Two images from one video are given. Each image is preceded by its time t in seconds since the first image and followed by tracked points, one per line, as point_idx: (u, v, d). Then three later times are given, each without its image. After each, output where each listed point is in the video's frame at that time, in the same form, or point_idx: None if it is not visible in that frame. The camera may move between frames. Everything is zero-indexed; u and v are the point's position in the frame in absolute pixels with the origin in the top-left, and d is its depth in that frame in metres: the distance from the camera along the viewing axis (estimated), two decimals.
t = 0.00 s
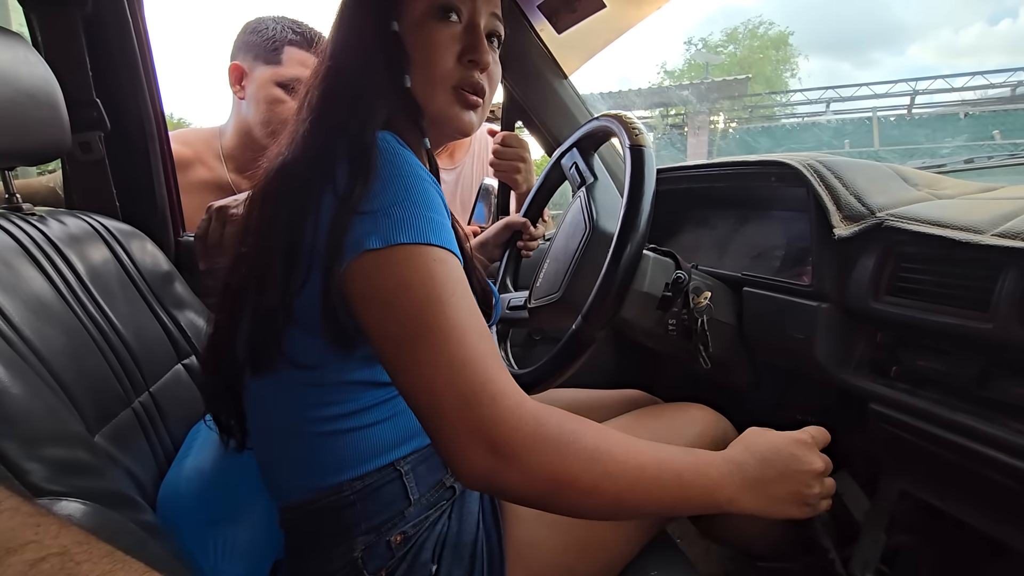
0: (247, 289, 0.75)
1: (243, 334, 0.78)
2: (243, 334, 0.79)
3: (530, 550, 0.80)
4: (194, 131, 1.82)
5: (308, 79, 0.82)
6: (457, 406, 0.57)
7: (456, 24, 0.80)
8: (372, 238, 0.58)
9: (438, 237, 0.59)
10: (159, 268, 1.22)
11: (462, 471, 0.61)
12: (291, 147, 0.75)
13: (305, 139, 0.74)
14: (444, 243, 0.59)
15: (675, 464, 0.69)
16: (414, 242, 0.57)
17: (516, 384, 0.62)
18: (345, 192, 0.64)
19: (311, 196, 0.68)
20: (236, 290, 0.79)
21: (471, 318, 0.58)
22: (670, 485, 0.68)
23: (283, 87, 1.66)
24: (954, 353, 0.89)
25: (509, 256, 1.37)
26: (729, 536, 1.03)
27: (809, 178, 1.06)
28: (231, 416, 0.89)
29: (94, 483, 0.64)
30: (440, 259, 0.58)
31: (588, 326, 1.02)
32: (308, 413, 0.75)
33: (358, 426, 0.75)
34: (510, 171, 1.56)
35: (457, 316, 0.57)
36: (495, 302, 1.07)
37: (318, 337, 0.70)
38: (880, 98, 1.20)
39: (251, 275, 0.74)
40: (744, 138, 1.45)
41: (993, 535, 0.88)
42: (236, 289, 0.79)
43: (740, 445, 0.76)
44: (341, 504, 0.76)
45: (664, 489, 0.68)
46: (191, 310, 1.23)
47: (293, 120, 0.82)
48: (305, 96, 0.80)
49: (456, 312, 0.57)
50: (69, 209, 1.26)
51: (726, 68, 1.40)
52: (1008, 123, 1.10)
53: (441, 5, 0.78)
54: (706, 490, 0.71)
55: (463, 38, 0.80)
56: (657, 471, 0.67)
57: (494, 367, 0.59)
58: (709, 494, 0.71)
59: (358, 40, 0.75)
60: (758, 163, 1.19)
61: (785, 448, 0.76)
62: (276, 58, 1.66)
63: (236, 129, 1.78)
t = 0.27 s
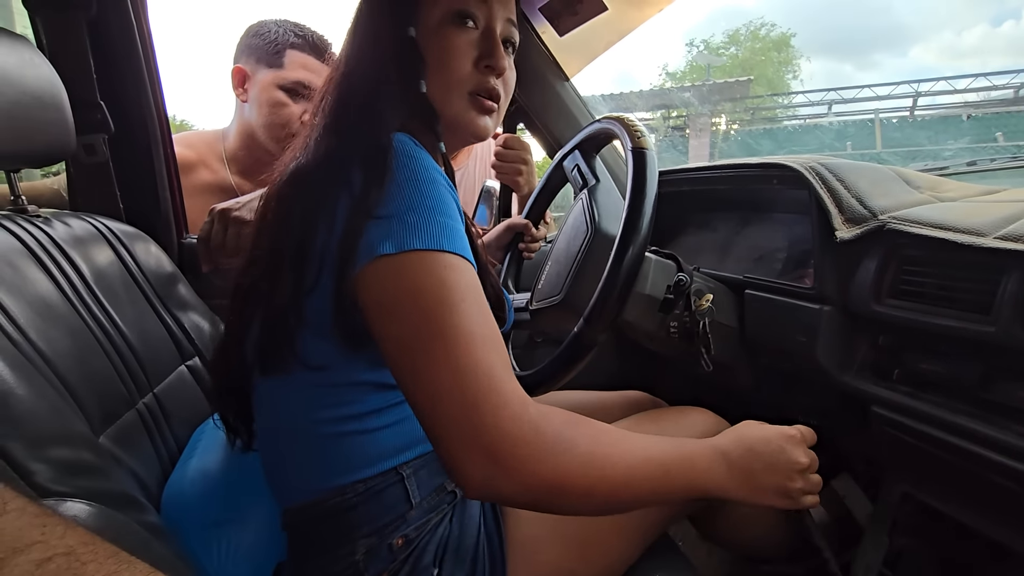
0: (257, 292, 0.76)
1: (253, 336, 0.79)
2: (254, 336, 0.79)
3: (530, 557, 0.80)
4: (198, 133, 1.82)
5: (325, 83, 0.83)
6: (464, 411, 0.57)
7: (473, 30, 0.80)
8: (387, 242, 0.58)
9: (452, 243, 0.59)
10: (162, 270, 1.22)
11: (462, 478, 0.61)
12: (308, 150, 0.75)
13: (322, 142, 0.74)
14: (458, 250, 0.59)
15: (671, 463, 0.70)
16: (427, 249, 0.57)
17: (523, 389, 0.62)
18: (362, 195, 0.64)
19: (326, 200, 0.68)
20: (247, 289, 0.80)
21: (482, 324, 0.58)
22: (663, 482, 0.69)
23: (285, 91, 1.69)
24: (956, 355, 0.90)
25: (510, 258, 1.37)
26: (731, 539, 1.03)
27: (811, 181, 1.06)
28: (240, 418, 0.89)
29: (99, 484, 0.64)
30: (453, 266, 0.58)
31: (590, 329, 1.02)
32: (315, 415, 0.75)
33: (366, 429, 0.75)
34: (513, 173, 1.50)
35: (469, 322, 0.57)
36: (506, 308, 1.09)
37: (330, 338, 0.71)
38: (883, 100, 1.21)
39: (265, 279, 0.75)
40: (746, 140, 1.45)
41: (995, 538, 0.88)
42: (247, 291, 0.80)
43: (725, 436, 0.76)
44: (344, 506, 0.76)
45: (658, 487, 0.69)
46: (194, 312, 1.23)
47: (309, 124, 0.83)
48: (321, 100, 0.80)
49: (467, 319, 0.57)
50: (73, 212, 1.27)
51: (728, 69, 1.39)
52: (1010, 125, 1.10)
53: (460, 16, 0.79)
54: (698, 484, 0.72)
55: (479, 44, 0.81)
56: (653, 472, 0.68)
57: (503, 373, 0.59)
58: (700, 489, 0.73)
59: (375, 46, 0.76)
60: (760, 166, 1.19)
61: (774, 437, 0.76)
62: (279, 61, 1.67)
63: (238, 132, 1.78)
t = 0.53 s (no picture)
0: (263, 292, 0.77)
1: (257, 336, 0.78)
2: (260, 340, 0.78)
3: (532, 558, 0.81)
4: (201, 135, 1.83)
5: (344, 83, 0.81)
6: (490, 427, 0.58)
7: (522, 75, 0.78)
8: (406, 264, 0.58)
9: (470, 263, 0.59)
10: (165, 271, 1.22)
11: (500, 488, 0.62)
12: (324, 152, 0.73)
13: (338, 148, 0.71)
14: (474, 268, 0.59)
15: (695, 467, 0.69)
16: (446, 270, 0.57)
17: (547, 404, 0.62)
18: (378, 209, 0.63)
19: (341, 211, 0.67)
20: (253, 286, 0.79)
21: (501, 341, 0.58)
22: (699, 490, 0.69)
23: (288, 92, 1.69)
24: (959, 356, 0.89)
25: (512, 258, 1.35)
26: (733, 540, 1.02)
27: (814, 182, 1.06)
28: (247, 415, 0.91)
29: (100, 484, 0.65)
30: (472, 286, 0.58)
31: (591, 329, 1.02)
32: (333, 423, 0.75)
33: (384, 429, 0.75)
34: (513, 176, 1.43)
35: (489, 341, 0.57)
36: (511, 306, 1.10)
37: (342, 348, 0.71)
38: (885, 101, 1.22)
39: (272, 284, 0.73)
40: (747, 142, 1.45)
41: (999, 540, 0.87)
42: (252, 289, 0.79)
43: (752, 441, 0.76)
44: (346, 507, 0.77)
45: (685, 492, 0.68)
46: (197, 312, 1.23)
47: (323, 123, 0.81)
48: (338, 101, 0.79)
49: (489, 339, 0.57)
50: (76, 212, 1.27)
51: (729, 71, 1.40)
52: (1013, 126, 1.10)
53: (508, 56, 0.76)
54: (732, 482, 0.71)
55: (525, 89, 0.79)
56: (679, 477, 0.68)
57: (528, 389, 0.60)
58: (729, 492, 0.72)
59: (398, 49, 0.74)
60: (761, 166, 1.19)
61: (794, 434, 0.76)
62: (281, 63, 1.67)
63: (242, 133, 1.79)
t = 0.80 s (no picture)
0: (258, 294, 0.76)
1: (251, 334, 0.77)
2: (254, 348, 0.77)
3: (535, 555, 0.81)
4: (202, 136, 1.82)
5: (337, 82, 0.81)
6: (475, 427, 0.58)
7: (517, 86, 0.80)
8: (398, 259, 0.58)
9: (461, 258, 0.59)
10: (166, 272, 1.23)
11: (480, 488, 0.61)
12: (321, 150, 0.73)
13: (336, 147, 0.71)
14: (466, 263, 0.59)
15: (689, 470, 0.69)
16: (438, 263, 0.57)
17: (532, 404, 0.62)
18: (370, 208, 0.63)
19: (335, 209, 0.67)
20: (247, 286, 0.79)
21: (488, 338, 0.58)
22: (690, 499, 0.68)
23: (289, 93, 1.70)
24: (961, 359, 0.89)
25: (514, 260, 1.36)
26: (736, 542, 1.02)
27: (815, 184, 1.06)
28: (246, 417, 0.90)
29: (102, 486, 0.65)
30: (460, 280, 0.58)
31: (593, 330, 1.02)
32: (328, 425, 0.75)
33: (379, 432, 0.76)
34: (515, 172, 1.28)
35: (474, 338, 0.57)
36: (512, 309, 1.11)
37: (336, 346, 0.70)
38: (887, 103, 1.22)
39: (267, 281, 0.74)
40: (749, 143, 1.45)
41: (1002, 543, 0.87)
42: (246, 289, 0.79)
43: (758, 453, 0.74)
44: (347, 508, 0.77)
45: (677, 500, 0.67)
46: (198, 313, 1.23)
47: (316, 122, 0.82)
48: (332, 100, 0.79)
49: (475, 334, 0.57)
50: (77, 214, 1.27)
51: (730, 73, 1.40)
52: (1016, 127, 1.12)
53: (506, 70, 0.77)
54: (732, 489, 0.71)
55: (519, 99, 0.81)
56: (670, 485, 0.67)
57: (514, 387, 0.59)
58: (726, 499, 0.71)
59: (390, 46, 0.74)
60: (762, 168, 1.19)
61: (804, 449, 0.74)
62: (283, 64, 1.67)
63: (243, 134, 1.80)
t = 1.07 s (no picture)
0: (265, 295, 0.76)
1: (258, 331, 0.77)
2: (260, 341, 0.77)
3: (536, 557, 0.81)
4: (206, 137, 1.84)
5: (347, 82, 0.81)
6: (475, 419, 0.58)
7: (527, 91, 0.81)
8: (399, 251, 0.58)
9: (461, 251, 0.59)
10: (169, 272, 1.23)
11: (481, 476, 0.62)
12: (326, 147, 0.73)
13: (340, 144, 0.71)
14: (465, 257, 0.59)
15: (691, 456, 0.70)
16: (437, 257, 0.57)
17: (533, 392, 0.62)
18: (372, 200, 0.63)
19: (337, 203, 0.67)
20: (254, 282, 0.79)
21: (490, 331, 0.58)
22: (685, 480, 0.69)
23: (292, 94, 1.70)
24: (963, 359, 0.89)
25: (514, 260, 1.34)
26: (737, 543, 1.02)
27: (817, 184, 1.05)
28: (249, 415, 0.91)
29: (103, 485, 0.65)
30: (462, 273, 0.58)
31: (595, 330, 1.01)
32: (331, 417, 0.75)
33: (381, 428, 0.75)
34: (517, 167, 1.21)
35: (475, 332, 0.56)
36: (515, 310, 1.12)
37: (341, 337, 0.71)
38: (890, 104, 1.22)
39: (273, 274, 0.74)
40: (751, 144, 1.45)
41: (1005, 544, 0.87)
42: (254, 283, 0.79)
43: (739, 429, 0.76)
44: (348, 509, 0.77)
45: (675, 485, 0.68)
46: (200, 313, 1.24)
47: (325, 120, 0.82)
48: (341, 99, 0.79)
49: (478, 325, 0.57)
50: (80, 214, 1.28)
51: (732, 73, 1.39)
52: (1016, 128, 1.11)
53: (516, 75, 0.78)
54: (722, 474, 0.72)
55: (528, 104, 0.81)
56: (670, 470, 0.68)
57: (516, 376, 0.59)
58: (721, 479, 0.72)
59: (402, 47, 0.74)
60: (764, 169, 1.19)
61: (793, 434, 0.76)
62: (285, 65, 1.68)
63: (246, 135, 1.80)
